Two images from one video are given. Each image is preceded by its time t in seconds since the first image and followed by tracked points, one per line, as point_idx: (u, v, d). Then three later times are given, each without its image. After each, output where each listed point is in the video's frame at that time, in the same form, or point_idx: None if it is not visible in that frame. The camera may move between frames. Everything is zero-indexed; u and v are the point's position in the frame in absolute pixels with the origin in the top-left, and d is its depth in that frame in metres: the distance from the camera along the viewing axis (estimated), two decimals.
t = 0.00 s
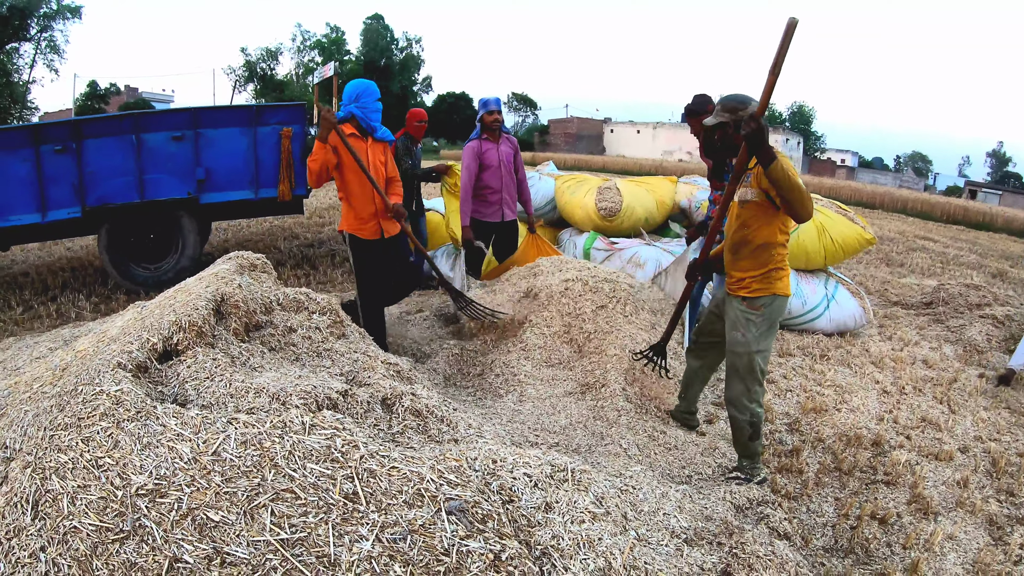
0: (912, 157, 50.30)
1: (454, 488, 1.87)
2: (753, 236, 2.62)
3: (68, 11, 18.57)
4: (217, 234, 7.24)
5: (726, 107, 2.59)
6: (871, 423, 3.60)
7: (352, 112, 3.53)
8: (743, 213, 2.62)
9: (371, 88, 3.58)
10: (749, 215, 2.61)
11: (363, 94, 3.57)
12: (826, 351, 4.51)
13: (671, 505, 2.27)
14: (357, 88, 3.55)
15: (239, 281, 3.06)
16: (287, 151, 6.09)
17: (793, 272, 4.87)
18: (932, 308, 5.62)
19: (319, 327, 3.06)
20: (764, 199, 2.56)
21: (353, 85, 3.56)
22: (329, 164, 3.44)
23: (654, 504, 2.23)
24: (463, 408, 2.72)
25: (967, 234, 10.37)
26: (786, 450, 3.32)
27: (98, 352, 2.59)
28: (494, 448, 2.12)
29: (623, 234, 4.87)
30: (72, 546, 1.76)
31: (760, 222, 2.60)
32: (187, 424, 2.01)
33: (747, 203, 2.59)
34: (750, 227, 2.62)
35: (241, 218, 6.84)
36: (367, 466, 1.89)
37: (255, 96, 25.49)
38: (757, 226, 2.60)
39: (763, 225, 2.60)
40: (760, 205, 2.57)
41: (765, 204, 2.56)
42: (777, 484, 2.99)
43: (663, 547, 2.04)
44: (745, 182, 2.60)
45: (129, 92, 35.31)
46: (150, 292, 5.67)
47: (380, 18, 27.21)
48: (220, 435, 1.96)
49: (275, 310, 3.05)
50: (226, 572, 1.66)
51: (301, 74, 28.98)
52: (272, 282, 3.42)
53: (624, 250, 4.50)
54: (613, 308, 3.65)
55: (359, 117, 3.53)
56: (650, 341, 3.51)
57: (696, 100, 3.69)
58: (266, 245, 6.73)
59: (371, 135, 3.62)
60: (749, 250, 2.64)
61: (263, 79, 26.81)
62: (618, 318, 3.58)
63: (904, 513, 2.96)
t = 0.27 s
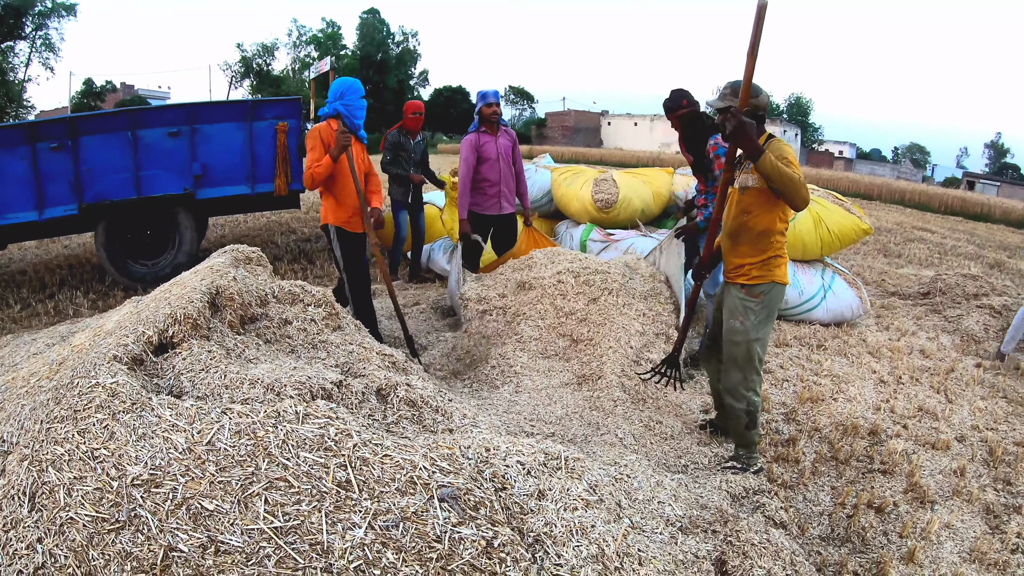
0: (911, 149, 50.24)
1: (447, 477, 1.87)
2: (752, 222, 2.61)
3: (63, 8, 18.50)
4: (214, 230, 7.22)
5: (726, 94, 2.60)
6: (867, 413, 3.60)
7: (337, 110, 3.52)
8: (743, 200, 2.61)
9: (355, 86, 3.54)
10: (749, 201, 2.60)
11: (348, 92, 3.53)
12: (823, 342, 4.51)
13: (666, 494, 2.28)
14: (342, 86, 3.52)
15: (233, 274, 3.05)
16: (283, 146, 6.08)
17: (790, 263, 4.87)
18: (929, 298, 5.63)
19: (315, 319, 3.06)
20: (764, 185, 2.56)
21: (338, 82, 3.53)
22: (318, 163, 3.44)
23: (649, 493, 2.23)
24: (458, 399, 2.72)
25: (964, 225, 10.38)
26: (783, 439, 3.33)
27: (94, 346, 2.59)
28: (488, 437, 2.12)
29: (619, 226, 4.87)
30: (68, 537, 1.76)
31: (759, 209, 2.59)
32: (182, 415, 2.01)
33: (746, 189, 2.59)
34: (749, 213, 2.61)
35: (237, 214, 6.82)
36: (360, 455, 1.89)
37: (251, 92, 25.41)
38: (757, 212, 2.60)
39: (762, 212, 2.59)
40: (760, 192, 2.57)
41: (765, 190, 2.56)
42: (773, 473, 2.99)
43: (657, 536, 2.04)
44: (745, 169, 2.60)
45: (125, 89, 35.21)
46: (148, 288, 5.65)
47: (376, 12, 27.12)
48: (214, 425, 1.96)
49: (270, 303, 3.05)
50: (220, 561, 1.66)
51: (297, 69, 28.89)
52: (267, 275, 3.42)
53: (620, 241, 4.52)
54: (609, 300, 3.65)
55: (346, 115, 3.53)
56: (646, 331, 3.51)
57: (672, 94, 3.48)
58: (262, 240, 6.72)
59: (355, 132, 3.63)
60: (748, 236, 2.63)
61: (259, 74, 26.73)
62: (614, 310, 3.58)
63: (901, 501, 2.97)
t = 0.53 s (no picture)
0: (906, 141, 50.26)
1: (440, 471, 1.87)
2: (741, 213, 2.63)
3: (57, 7, 18.41)
4: (210, 227, 7.20)
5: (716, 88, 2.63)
6: (863, 405, 3.61)
7: (319, 101, 3.55)
8: (732, 190, 2.63)
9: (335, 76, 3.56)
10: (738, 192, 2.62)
11: (328, 83, 3.55)
12: (819, 334, 4.51)
13: (661, 487, 2.29)
14: (321, 78, 3.53)
15: (228, 271, 3.04)
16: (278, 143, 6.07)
17: (785, 255, 4.87)
18: (925, 290, 5.64)
19: (310, 316, 3.06)
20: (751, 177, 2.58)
21: (317, 74, 3.54)
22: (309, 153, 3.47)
23: (645, 485, 2.24)
24: (453, 393, 2.72)
25: (960, 217, 10.39)
26: (779, 431, 3.34)
27: (91, 344, 2.59)
28: (483, 431, 2.12)
29: (614, 220, 4.87)
30: (67, 534, 1.76)
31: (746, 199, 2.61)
32: (179, 412, 2.01)
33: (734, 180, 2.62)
34: (739, 204, 2.63)
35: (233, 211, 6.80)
36: (355, 449, 1.89)
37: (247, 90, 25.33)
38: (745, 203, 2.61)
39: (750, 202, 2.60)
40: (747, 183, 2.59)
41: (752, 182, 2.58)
42: (768, 465, 3.00)
43: (652, 529, 2.05)
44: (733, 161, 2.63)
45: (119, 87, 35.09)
46: (144, 287, 5.63)
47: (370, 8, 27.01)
48: (211, 421, 1.96)
49: (265, 300, 3.04)
50: (217, 556, 1.66)
51: (292, 66, 28.80)
52: (263, 273, 3.41)
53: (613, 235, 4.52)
54: (604, 295, 3.65)
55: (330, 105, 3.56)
56: (642, 325, 3.52)
57: (641, 89, 3.56)
58: (258, 237, 6.71)
59: (337, 122, 3.66)
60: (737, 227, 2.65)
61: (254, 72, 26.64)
62: (609, 304, 3.58)
63: (897, 492, 2.98)
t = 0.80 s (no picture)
0: (899, 138, 50.45)
1: (433, 468, 1.88)
2: (735, 208, 2.65)
3: (48, 6, 18.30)
4: (203, 227, 7.18)
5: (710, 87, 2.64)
6: (856, 401, 3.64)
7: (315, 97, 3.55)
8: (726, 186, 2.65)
9: (331, 72, 3.57)
10: (732, 188, 2.64)
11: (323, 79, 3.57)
12: (812, 330, 4.54)
13: (654, 483, 2.30)
14: (318, 73, 3.55)
15: (221, 271, 3.04)
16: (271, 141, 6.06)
17: (778, 252, 4.90)
18: (918, 287, 5.67)
19: (304, 315, 3.06)
20: (744, 174, 2.60)
21: (312, 70, 3.55)
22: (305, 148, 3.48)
23: (637, 482, 2.26)
24: (447, 391, 2.72)
25: (952, 213, 10.43)
26: (772, 428, 3.36)
27: (86, 345, 2.58)
28: (477, 429, 2.13)
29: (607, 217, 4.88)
30: (64, 535, 1.76)
31: (740, 196, 2.63)
32: (174, 412, 2.01)
33: (728, 177, 2.65)
34: (733, 200, 2.65)
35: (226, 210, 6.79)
36: (349, 448, 1.90)
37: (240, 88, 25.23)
38: (739, 200, 2.64)
39: (745, 199, 2.63)
40: (741, 180, 2.61)
41: (746, 180, 2.60)
42: (762, 462, 3.02)
43: (644, 525, 2.07)
44: (727, 158, 2.65)
45: (111, 86, 34.93)
46: (138, 286, 5.62)
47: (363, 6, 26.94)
48: (206, 421, 1.96)
49: (259, 299, 3.04)
50: (213, 555, 1.66)
51: (285, 64, 28.70)
52: (257, 272, 3.41)
53: (607, 233, 4.53)
54: (598, 293, 3.66)
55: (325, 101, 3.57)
56: (635, 323, 3.53)
57: (602, 105, 3.53)
58: (252, 236, 6.70)
59: (331, 117, 3.68)
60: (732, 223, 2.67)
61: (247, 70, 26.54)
62: (603, 302, 3.59)
63: (889, 488, 3.00)
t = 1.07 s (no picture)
0: (887, 137, 50.82)
1: (421, 468, 1.89)
2: (735, 212, 2.69)
3: (35, 6, 18.15)
4: (192, 228, 7.15)
5: (711, 93, 2.62)
6: (843, 399, 3.68)
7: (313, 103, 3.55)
8: (726, 190, 2.68)
9: (337, 82, 3.58)
10: (732, 191, 2.68)
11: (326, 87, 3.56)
12: (799, 329, 4.58)
13: (641, 482, 2.32)
14: (321, 80, 3.54)
15: (210, 272, 3.04)
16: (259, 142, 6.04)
17: (764, 252, 4.93)
18: (905, 285, 5.72)
19: (293, 316, 3.06)
20: (747, 177, 2.67)
21: (318, 76, 3.55)
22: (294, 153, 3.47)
23: (624, 480, 2.27)
24: (434, 391, 2.73)
25: (938, 213, 10.53)
26: (759, 426, 3.39)
27: (76, 348, 2.58)
28: (465, 429, 2.14)
29: (595, 218, 4.90)
30: (56, 537, 1.76)
31: (741, 198, 2.68)
32: (163, 414, 2.01)
33: (729, 180, 2.68)
34: (732, 203, 2.69)
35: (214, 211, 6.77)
36: (338, 448, 1.90)
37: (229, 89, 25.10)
38: (739, 202, 2.68)
39: (745, 202, 2.69)
40: (743, 184, 2.67)
41: (747, 183, 2.67)
42: (749, 460, 3.05)
43: (631, 523, 2.08)
44: (727, 161, 2.68)
45: (99, 86, 34.74)
46: (127, 288, 5.60)
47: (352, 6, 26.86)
48: (196, 423, 1.97)
49: (248, 301, 3.05)
50: (205, 556, 1.67)
51: (274, 64, 28.58)
52: (246, 274, 3.41)
53: (595, 233, 4.55)
54: (586, 293, 3.69)
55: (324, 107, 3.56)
56: (624, 322, 3.55)
57: (575, 135, 3.51)
58: (241, 237, 6.68)
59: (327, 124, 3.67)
60: (731, 225, 2.71)
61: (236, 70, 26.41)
62: (591, 302, 3.61)
63: (876, 485, 3.03)
